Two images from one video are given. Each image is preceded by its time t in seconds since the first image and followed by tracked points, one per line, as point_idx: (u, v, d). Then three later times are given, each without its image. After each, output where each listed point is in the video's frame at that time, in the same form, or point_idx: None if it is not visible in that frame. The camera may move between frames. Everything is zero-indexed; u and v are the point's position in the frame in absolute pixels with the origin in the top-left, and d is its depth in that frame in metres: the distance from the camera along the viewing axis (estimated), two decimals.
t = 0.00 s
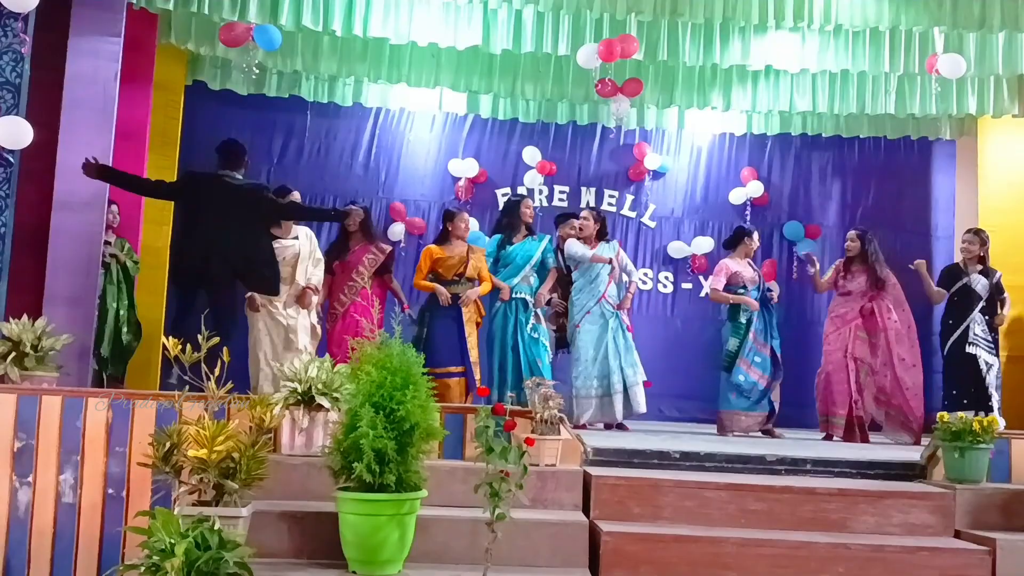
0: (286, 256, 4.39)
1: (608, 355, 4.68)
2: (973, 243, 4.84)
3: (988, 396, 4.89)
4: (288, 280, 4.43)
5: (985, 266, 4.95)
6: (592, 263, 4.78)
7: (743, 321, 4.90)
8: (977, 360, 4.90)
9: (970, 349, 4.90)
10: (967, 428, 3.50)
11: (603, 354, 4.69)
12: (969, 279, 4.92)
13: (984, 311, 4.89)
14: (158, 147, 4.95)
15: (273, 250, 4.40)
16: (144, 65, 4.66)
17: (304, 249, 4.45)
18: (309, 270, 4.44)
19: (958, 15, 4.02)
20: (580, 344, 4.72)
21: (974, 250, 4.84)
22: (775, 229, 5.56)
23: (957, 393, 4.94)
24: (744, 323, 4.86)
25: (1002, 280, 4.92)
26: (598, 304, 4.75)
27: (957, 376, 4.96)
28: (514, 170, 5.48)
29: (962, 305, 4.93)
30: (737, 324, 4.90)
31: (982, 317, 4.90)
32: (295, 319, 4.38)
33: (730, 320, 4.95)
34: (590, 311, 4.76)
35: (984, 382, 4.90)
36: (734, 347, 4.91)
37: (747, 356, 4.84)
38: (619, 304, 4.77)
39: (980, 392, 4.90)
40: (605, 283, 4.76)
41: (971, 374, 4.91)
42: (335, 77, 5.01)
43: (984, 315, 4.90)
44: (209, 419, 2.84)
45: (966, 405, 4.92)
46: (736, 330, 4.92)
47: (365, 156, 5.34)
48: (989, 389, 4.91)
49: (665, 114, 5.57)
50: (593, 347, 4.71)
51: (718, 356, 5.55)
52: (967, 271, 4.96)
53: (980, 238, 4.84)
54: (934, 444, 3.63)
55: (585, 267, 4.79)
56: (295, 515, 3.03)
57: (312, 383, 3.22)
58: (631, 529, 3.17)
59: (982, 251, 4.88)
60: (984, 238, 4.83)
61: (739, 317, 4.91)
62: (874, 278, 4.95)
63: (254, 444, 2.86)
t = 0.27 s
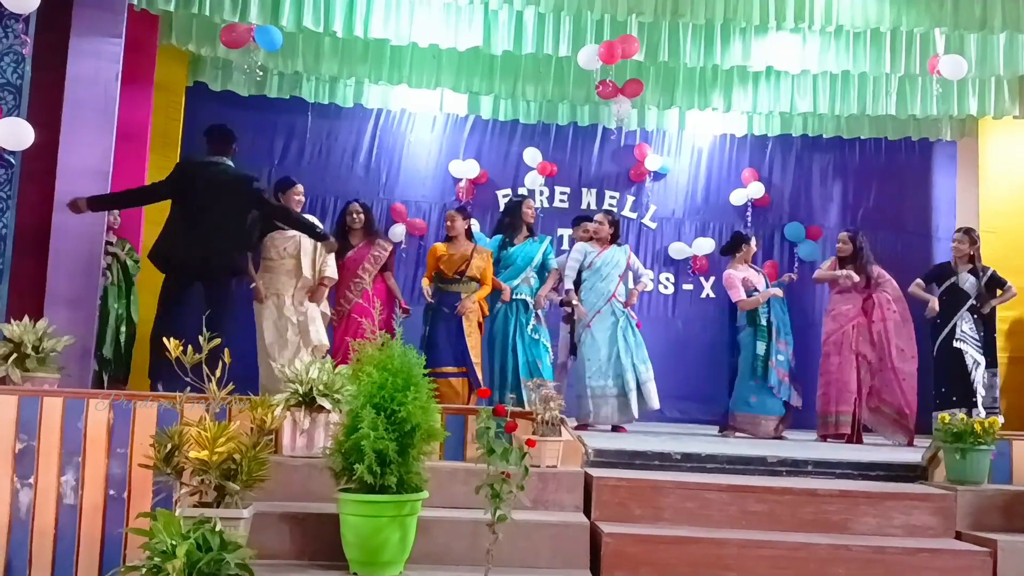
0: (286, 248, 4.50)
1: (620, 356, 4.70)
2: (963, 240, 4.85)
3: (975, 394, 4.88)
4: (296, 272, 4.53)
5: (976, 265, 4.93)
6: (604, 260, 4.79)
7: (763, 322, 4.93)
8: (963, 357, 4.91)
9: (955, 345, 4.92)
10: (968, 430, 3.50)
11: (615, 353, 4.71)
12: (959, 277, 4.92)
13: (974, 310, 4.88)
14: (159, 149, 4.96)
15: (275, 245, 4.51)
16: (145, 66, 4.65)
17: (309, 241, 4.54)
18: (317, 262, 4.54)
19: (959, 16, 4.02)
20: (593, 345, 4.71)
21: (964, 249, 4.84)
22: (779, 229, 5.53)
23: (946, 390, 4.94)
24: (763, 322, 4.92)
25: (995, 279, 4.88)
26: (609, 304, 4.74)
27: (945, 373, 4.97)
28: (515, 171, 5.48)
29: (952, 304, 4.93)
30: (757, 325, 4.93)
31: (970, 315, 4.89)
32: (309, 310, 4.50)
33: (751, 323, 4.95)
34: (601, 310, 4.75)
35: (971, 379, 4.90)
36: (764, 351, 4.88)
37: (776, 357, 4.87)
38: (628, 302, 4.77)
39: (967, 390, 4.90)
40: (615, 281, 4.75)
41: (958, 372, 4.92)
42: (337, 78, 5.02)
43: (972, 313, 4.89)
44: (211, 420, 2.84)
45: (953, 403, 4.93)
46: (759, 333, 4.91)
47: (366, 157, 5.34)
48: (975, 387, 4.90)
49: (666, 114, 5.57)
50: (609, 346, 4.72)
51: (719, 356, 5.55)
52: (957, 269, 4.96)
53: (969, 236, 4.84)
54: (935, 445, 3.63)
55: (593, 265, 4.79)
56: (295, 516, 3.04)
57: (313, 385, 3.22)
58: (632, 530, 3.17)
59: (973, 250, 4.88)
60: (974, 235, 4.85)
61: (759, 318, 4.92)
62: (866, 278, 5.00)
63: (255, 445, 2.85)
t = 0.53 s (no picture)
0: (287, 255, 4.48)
1: (630, 357, 4.68)
2: (949, 239, 4.88)
3: (956, 390, 4.88)
4: (296, 282, 4.47)
5: (963, 264, 4.93)
6: (610, 261, 4.78)
7: (771, 323, 4.89)
8: (945, 356, 4.92)
9: (937, 344, 4.93)
10: (969, 428, 3.50)
11: (625, 355, 4.71)
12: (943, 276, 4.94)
13: (959, 309, 4.89)
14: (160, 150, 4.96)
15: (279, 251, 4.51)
16: (145, 67, 4.66)
17: (309, 252, 4.48)
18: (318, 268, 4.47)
19: (958, 14, 4.02)
20: (603, 347, 4.71)
21: (951, 247, 4.85)
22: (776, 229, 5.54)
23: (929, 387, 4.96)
24: (773, 324, 4.88)
25: (983, 279, 4.88)
26: (618, 306, 4.74)
27: (931, 370, 4.97)
28: (515, 171, 5.48)
29: (938, 302, 4.95)
30: (767, 326, 4.90)
31: (955, 314, 4.90)
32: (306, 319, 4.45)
33: (756, 323, 4.94)
34: (612, 314, 4.74)
35: (952, 377, 4.90)
36: (779, 351, 4.88)
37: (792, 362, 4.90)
38: (641, 303, 4.80)
39: (949, 387, 4.90)
40: (623, 283, 4.75)
41: (940, 370, 4.93)
42: (336, 78, 5.02)
43: (957, 312, 4.90)
44: (211, 421, 2.84)
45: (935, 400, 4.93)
46: (770, 335, 4.89)
47: (365, 157, 5.34)
48: (957, 384, 4.89)
49: (665, 114, 5.57)
50: (618, 347, 4.71)
51: (719, 355, 5.55)
52: (943, 268, 4.97)
53: (956, 234, 4.86)
54: (936, 444, 3.62)
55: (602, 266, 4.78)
56: (296, 517, 3.04)
57: (313, 385, 3.22)
58: (632, 529, 3.17)
59: (960, 248, 4.90)
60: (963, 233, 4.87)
61: (767, 319, 4.89)
62: (860, 280, 5.01)
63: (256, 446, 2.85)
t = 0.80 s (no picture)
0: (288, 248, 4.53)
1: (632, 358, 4.71)
2: (931, 238, 4.88)
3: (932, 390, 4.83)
4: (298, 274, 4.53)
5: (944, 264, 4.97)
6: (615, 261, 4.78)
7: (769, 320, 4.93)
8: (925, 355, 4.88)
9: (919, 344, 4.90)
10: (968, 425, 3.50)
11: (627, 355, 4.74)
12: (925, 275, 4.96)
13: (941, 307, 4.90)
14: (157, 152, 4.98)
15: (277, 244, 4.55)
16: (143, 69, 4.69)
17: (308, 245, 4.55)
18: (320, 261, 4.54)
19: (956, 12, 4.02)
20: (605, 347, 4.72)
21: (931, 246, 4.85)
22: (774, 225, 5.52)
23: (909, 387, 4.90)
24: (767, 321, 4.92)
25: (963, 278, 4.92)
26: (621, 306, 4.74)
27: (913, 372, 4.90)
28: (513, 170, 5.48)
29: (920, 301, 4.94)
30: (762, 324, 4.94)
31: (937, 312, 4.91)
32: (313, 307, 4.50)
33: (756, 322, 4.97)
34: (615, 314, 4.74)
35: (930, 376, 4.86)
36: (770, 349, 4.89)
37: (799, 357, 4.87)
38: (643, 305, 4.79)
39: (926, 386, 4.84)
40: (627, 283, 4.76)
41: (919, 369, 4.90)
42: (333, 78, 5.01)
43: (940, 311, 4.92)
44: (210, 422, 2.84)
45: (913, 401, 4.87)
46: (766, 332, 4.92)
47: (363, 157, 5.34)
48: (935, 383, 4.85)
49: (663, 112, 5.61)
50: (620, 346, 4.74)
51: (718, 354, 5.55)
52: (925, 267, 4.99)
53: (937, 233, 4.90)
54: (935, 441, 3.62)
55: (607, 266, 4.78)
56: (296, 518, 3.03)
57: (312, 385, 3.22)
58: (632, 528, 3.17)
59: (942, 247, 4.91)
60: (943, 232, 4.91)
61: (763, 317, 4.94)
62: (855, 268, 4.90)
63: (255, 447, 2.85)
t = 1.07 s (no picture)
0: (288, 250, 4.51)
1: (631, 364, 4.74)
2: (924, 238, 4.90)
3: (924, 390, 4.81)
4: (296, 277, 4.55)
5: (936, 266, 4.95)
6: (618, 265, 4.77)
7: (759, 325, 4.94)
8: (915, 354, 4.88)
9: (909, 344, 4.89)
10: (966, 426, 3.50)
11: (627, 359, 4.75)
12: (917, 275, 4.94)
13: (934, 308, 4.87)
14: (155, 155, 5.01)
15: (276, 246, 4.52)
16: (140, 72, 4.74)
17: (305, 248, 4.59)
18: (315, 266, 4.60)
19: (954, 13, 4.02)
20: (606, 350, 4.73)
21: (925, 245, 4.87)
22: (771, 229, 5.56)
23: (901, 389, 4.90)
24: (758, 325, 4.93)
25: (955, 278, 4.89)
26: (622, 307, 4.76)
27: (903, 374, 4.91)
28: (512, 172, 5.49)
29: (913, 302, 4.92)
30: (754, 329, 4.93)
31: (930, 314, 4.88)
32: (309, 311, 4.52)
33: (747, 326, 4.98)
34: (616, 314, 4.76)
35: (923, 376, 4.84)
36: (767, 354, 4.91)
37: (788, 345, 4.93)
38: (643, 307, 4.80)
39: (919, 386, 4.83)
40: (629, 286, 4.77)
41: (909, 370, 4.89)
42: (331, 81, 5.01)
43: (932, 312, 4.88)
44: (208, 425, 2.85)
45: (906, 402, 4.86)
46: (758, 337, 4.93)
47: (361, 160, 5.34)
48: (926, 383, 4.83)
49: (661, 114, 5.62)
50: (620, 350, 4.74)
51: (716, 355, 5.55)
52: (918, 269, 4.97)
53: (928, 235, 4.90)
54: (934, 443, 3.62)
55: (609, 269, 4.77)
56: (295, 521, 3.03)
57: (311, 389, 3.24)
58: (631, 530, 3.16)
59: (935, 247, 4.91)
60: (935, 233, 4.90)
61: (754, 321, 4.94)
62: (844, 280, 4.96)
63: (254, 449, 2.85)
